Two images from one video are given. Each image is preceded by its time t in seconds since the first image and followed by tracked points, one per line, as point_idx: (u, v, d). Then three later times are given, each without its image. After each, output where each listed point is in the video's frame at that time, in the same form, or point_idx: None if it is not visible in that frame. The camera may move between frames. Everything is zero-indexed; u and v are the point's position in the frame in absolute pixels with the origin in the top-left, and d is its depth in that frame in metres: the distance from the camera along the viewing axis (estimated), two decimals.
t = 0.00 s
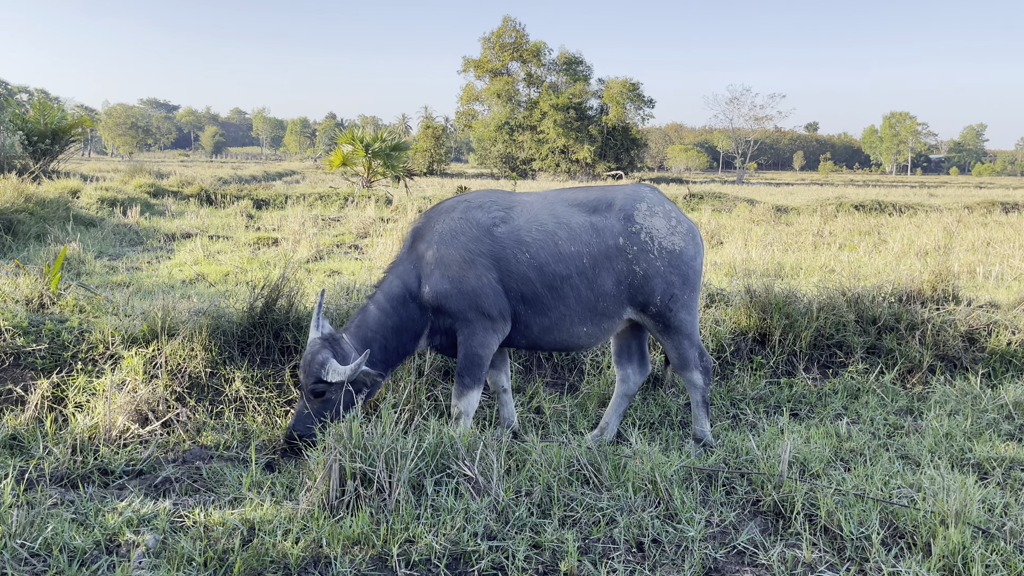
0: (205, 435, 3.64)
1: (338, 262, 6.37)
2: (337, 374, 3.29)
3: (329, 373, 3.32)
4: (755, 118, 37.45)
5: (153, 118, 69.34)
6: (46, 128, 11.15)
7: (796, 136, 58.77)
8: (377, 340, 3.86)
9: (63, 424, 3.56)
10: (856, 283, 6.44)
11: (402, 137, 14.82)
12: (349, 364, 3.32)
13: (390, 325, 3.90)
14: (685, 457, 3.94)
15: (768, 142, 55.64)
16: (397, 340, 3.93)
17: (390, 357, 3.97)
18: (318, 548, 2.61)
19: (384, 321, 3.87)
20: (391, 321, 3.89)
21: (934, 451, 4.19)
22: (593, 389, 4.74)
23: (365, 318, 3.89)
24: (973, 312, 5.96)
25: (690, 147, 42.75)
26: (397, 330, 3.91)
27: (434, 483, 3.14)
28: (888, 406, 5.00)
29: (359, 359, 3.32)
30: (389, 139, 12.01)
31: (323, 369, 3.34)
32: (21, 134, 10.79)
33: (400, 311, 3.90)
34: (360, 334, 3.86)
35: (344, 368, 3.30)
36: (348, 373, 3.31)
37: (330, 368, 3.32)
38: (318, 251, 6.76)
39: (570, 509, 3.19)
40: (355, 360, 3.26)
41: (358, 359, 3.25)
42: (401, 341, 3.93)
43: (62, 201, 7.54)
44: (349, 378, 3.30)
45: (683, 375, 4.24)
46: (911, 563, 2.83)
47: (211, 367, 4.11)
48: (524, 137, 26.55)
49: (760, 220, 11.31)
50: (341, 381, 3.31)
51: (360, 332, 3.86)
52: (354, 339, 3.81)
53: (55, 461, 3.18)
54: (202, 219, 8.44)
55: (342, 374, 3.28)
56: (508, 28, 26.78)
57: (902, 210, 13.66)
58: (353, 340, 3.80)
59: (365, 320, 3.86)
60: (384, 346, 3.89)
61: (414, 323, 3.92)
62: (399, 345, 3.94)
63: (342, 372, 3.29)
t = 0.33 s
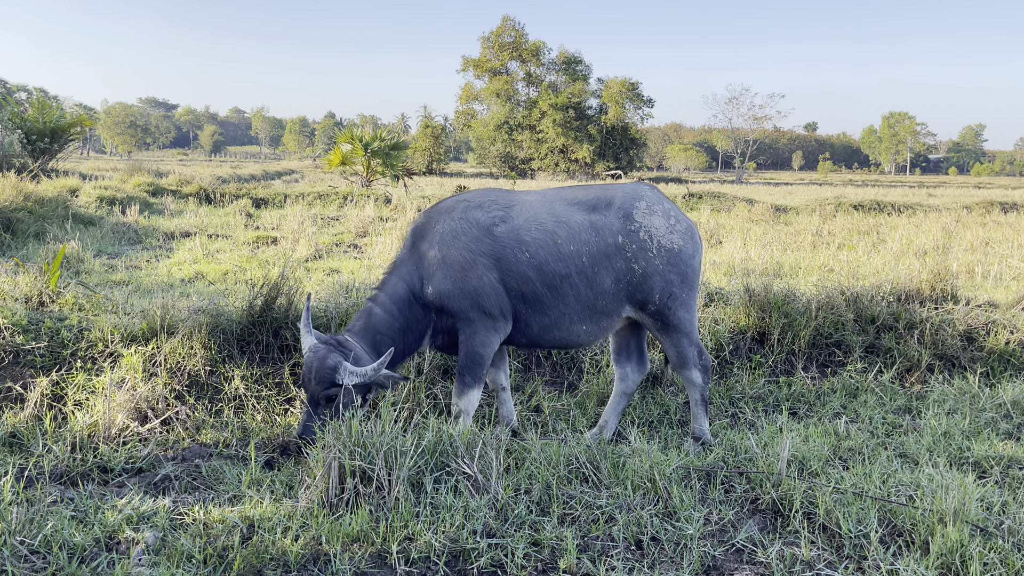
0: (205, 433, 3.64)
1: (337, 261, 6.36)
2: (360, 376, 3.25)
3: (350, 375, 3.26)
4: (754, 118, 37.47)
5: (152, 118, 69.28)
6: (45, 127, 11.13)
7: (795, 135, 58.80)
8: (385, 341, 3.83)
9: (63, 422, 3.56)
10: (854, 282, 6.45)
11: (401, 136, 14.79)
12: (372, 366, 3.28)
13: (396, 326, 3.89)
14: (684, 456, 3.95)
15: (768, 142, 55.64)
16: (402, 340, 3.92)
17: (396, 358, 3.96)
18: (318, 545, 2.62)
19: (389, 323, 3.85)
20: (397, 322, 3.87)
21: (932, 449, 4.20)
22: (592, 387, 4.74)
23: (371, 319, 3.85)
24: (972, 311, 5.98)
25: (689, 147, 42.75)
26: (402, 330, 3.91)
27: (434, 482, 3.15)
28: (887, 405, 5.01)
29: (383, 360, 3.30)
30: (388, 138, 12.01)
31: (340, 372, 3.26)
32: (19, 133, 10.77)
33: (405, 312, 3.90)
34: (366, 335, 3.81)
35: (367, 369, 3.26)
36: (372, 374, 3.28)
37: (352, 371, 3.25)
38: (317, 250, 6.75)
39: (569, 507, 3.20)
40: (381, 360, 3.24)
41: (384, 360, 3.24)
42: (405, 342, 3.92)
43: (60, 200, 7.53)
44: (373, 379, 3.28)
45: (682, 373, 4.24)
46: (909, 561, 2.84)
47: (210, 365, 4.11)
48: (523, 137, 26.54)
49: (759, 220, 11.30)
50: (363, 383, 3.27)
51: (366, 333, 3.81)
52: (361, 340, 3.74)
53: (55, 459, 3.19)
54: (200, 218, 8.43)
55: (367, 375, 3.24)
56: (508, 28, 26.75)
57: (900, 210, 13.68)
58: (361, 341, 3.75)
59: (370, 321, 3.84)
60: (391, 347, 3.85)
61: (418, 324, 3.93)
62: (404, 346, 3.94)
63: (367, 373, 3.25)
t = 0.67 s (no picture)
0: (203, 431, 3.64)
1: (335, 259, 6.36)
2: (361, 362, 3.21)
3: (350, 365, 3.23)
4: (751, 117, 37.51)
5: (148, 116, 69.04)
6: (42, 124, 11.08)
7: (792, 134, 58.88)
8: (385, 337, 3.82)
9: (61, 420, 3.56)
10: (852, 280, 6.47)
11: (399, 134, 14.77)
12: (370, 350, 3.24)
13: (395, 322, 3.88)
14: (682, 453, 3.96)
15: (765, 140, 55.68)
16: (402, 336, 3.92)
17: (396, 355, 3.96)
18: (316, 543, 2.62)
19: (389, 318, 3.85)
20: (396, 318, 3.86)
21: (929, 447, 4.22)
22: (590, 385, 4.75)
23: (371, 315, 3.84)
24: (969, 310, 6.00)
25: (687, 146, 42.77)
26: (402, 326, 3.90)
27: (432, 479, 3.15)
28: (884, 402, 5.03)
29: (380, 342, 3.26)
30: (386, 136, 12.00)
31: (339, 365, 3.22)
32: (16, 131, 10.72)
33: (404, 308, 3.90)
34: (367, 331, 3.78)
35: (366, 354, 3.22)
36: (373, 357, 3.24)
37: (352, 361, 3.22)
38: (315, 248, 6.74)
39: (567, 505, 3.20)
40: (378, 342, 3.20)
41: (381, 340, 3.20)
42: (405, 338, 3.91)
43: (58, 198, 7.51)
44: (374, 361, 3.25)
45: (680, 371, 4.25)
46: (906, 558, 2.85)
47: (208, 363, 4.10)
48: (521, 135, 26.52)
49: (756, 218, 11.31)
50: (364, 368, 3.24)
51: (367, 329, 3.79)
52: (362, 335, 3.71)
53: (53, 457, 3.18)
54: (198, 216, 8.42)
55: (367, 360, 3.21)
56: (506, 26, 26.70)
57: (897, 208, 13.72)
58: (360, 337, 3.72)
59: (370, 318, 3.83)
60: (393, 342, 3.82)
61: (417, 321, 3.94)
62: (404, 342, 3.94)
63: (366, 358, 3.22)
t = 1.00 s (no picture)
0: (198, 430, 3.63)
1: (330, 257, 6.35)
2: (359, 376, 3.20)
3: (348, 377, 3.22)
4: (747, 114, 37.55)
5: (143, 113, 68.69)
6: (35, 122, 10.98)
7: (788, 131, 58.96)
8: (385, 338, 3.80)
9: (55, 419, 3.55)
10: (846, 277, 6.49)
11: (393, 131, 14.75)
12: (369, 364, 3.23)
13: (395, 323, 3.87)
14: (678, 450, 3.97)
15: (760, 137, 55.73)
16: (401, 337, 3.90)
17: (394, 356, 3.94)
18: (312, 541, 2.62)
19: (388, 318, 3.84)
20: (395, 319, 3.85)
21: (924, 443, 4.24)
22: (586, 382, 4.76)
23: (370, 315, 3.83)
24: (963, 306, 6.03)
25: (683, 143, 42.77)
26: (401, 326, 3.89)
27: (428, 477, 3.15)
28: (879, 399, 5.05)
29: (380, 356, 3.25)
30: (380, 133, 11.98)
31: (337, 376, 3.22)
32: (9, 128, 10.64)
33: (403, 308, 3.89)
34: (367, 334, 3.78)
35: (365, 368, 3.22)
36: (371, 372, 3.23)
37: (350, 374, 3.20)
38: (310, 246, 6.73)
39: (563, 503, 3.21)
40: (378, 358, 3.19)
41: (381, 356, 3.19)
42: (404, 339, 3.91)
43: (51, 196, 7.47)
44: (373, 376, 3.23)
45: (676, 368, 4.26)
46: (900, 554, 2.87)
47: (203, 362, 4.09)
48: (516, 132, 26.48)
49: (751, 215, 11.33)
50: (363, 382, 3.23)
51: (366, 331, 3.78)
52: (361, 338, 3.71)
53: (47, 456, 3.17)
54: (192, 214, 8.38)
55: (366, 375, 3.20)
56: (501, 23, 26.64)
57: (892, 204, 13.77)
58: (360, 340, 3.72)
59: (368, 318, 3.81)
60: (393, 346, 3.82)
61: (416, 321, 3.93)
62: (402, 343, 3.93)
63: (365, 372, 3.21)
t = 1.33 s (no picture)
0: (190, 427, 3.63)
1: (323, 253, 6.34)
2: (348, 355, 3.22)
3: (337, 357, 3.23)
4: (741, 110, 37.63)
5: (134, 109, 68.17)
6: (26, 119, 10.89)
7: (782, 128, 59.10)
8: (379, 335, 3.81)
9: (46, 417, 3.53)
10: (838, 273, 6.53)
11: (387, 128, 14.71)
12: (357, 343, 3.25)
13: (388, 320, 3.88)
14: (670, 446, 3.99)
15: (754, 134, 55.86)
16: (394, 334, 3.91)
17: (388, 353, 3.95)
18: (303, 538, 2.63)
19: (381, 315, 3.84)
20: (388, 315, 3.85)
21: (914, 438, 4.28)
22: (578, 379, 4.78)
23: (364, 312, 3.83)
24: (953, 302, 6.08)
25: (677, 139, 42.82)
26: (394, 323, 3.89)
27: (420, 474, 3.16)
28: (869, 395, 5.10)
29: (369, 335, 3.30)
30: (374, 130, 11.94)
31: (327, 356, 3.23)
32: None
33: (396, 305, 3.90)
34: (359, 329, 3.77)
35: (353, 347, 3.23)
36: (360, 350, 3.26)
37: (339, 353, 3.22)
38: (302, 243, 6.72)
39: (555, 499, 3.23)
40: (367, 333, 3.24)
41: (370, 332, 3.24)
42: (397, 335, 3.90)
43: (43, 193, 7.43)
44: (362, 355, 3.26)
45: (669, 364, 4.28)
46: (891, 548, 2.90)
47: (195, 359, 4.08)
48: (510, 129, 26.44)
49: (744, 211, 11.37)
50: (352, 361, 3.25)
51: (359, 327, 3.77)
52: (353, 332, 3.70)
53: (38, 454, 3.16)
54: (185, 211, 8.34)
55: (355, 353, 3.23)
56: (494, 19, 26.57)
57: (884, 201, 13.84)
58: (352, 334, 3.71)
59: (361, 315, 3.82)
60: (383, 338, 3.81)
61: (409, 318, 3.94)
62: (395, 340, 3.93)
63: (354, 350, 3.24)
